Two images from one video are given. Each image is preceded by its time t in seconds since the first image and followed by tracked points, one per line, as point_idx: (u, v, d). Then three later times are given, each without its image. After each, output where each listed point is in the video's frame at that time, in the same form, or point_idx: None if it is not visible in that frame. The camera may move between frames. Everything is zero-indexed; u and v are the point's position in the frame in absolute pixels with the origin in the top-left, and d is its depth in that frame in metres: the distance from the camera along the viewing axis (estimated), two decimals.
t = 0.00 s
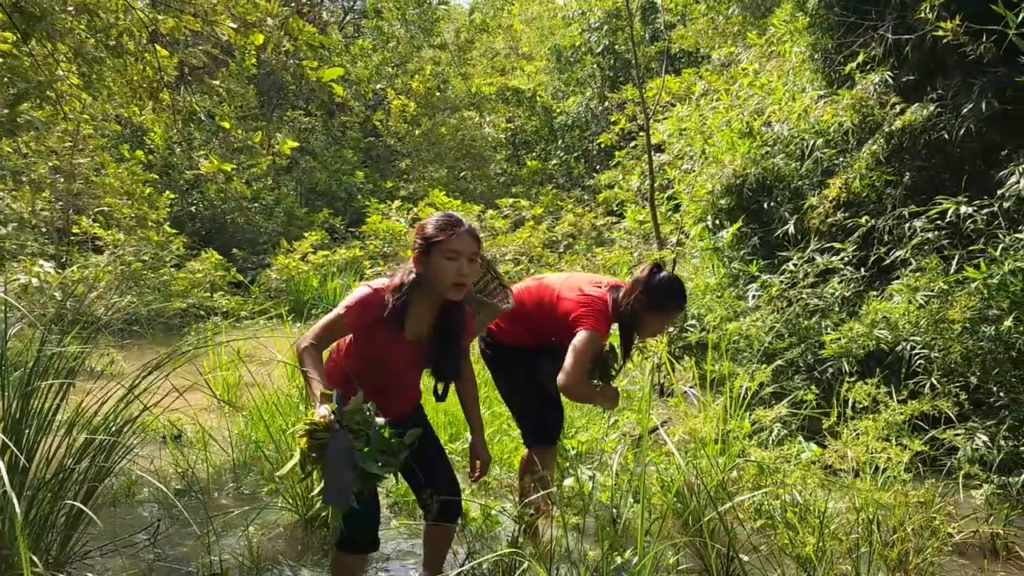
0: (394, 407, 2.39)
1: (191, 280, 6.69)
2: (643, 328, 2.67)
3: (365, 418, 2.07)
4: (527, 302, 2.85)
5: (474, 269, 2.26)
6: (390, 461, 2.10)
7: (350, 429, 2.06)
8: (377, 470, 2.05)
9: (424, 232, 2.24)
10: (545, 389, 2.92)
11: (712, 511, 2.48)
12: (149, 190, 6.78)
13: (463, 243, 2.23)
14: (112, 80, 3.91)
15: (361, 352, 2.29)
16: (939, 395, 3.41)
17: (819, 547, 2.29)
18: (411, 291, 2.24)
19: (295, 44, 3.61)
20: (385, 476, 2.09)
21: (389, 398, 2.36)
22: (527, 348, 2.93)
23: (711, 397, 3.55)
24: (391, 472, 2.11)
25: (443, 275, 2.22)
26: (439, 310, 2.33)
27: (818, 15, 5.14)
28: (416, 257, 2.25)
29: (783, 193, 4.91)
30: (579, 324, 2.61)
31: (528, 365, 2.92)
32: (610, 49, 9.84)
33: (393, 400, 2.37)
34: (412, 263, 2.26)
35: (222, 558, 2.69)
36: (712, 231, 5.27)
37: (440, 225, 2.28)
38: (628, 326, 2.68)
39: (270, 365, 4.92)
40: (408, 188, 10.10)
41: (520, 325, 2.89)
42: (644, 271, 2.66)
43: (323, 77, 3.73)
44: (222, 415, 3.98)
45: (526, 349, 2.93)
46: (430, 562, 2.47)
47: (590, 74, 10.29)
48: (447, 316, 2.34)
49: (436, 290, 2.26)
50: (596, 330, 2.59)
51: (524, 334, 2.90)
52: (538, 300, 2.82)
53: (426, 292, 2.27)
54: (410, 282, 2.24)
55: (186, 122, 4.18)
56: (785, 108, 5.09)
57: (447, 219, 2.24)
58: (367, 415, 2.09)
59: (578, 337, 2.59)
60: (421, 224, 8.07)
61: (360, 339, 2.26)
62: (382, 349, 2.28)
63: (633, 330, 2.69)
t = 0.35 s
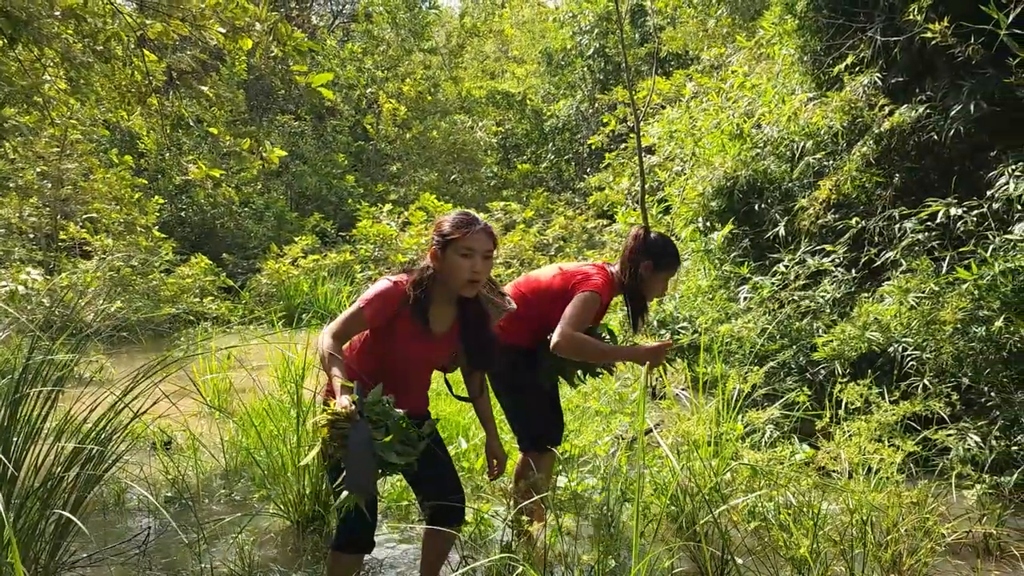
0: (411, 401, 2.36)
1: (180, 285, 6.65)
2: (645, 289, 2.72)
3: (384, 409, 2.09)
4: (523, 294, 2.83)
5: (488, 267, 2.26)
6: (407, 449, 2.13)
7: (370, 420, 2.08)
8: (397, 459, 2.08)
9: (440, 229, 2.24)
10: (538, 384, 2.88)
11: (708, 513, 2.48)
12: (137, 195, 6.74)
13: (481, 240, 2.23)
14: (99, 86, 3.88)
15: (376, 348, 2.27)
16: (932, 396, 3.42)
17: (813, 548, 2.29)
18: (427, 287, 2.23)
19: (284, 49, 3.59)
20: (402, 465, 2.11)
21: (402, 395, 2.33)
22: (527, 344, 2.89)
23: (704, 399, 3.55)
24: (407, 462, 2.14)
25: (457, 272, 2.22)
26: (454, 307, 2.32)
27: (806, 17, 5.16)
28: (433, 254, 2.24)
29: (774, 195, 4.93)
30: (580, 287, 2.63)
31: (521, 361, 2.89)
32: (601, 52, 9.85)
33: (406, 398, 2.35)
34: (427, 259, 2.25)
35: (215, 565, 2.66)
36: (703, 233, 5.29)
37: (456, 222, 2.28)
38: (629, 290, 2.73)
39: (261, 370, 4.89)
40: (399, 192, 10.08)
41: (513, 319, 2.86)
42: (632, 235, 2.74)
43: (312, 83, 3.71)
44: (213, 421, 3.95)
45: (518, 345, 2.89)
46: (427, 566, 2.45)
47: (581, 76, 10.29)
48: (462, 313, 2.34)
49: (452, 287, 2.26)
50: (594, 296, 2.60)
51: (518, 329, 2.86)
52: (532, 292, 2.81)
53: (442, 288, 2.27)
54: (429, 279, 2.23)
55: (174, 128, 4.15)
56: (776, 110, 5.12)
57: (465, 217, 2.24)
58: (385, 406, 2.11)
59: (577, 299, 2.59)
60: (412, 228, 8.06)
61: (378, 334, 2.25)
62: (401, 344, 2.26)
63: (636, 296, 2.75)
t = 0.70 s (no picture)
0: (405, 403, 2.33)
1: (173, 290, 6.62)
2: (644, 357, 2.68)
3: (370, 409, 2.10)
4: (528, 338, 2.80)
5: (460, 258, 2.21)
6: (397, 450, 2.14)
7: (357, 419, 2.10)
8: (385, 460, 2.09)
9: (410, 225, 2.23)
10: (538, 411, 2.85)
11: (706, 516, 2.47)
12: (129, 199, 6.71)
13: (450, 231, 2.19)
14: (89, 90, 3.85)
15: (363, 350, 2.27)
16: (927, 396, 3.42)
17: (810, 549, 2.28)
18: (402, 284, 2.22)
19: (276, 53, 3.58)
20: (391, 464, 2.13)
21: (394, 398, 2.31)
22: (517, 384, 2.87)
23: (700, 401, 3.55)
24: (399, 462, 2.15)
25: (427, 265, 2.19)
26: (435, 302, 2.28)
27: (799, 18, 5.17)
28: (406, 251, 2.23)
29: (768, 196, 4.94)
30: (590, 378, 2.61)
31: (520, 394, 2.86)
32: (594, 55, 9.86)
33: (401, 399, 2.33)
34: (403, 257, 2.25)
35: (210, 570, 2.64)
36: (697, 236, 5.31)
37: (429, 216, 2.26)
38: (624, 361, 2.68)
39: (254, 375, 4.88)
40: (392, 196, 10.06)
41: (515, 356, 2.83)
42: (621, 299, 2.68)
43: (305, 89, 3.70)
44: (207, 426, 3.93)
45: (517, 379, 2.86)
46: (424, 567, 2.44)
47: (574, 79, 10.30)
48: (445, 308, 2.30)
49: (427, 282, 2.23)
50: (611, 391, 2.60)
51: (521, 365, 2.84)
52: (539, 337, 2.79)
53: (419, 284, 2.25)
54: (404, 276, 2.21)
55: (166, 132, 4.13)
56: (769, 112, 5.13)
57: (433, 209, 2.21)
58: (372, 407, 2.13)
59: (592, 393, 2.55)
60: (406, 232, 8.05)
61: (362, 336, 2.25)
62: (385, 345, 2.24)
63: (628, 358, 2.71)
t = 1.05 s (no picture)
0: (397, 410, 2.29)
1: (167, 295, 6.59)
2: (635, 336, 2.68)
3: (352, 412, 2.05)
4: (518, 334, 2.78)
5: (442, 257, 2.20)
6: (380, 453, 2.07)
7: (340, 421, 2.05)
8: (365, 464, 2.02)
9: (392, 226, 2.22)
10: (537, 417, 2.82)
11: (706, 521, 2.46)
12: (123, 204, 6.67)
13: (429, 231, 2.17)
14: (84, 95, 3.84)
15: (350, 355, 2.27)
16: (924, 398, 3.42)
17: (810, 552, 2.28)
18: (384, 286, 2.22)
19: (270, 57, 3.58)
20: (377, 467, 2.07)
21: (384, 407, 2.28)
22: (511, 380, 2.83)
23: (697, 403, 3.55)
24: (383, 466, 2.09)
25: (408, 265, 2.18)
26: (420, 303, 2.26)
27: (793, 21, 5.17)
28: (387, 253, 2.23)
29: (763, 199, 4.95)
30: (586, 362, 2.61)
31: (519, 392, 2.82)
32: (589, 58, 9.88)
33: (390, 406, 2.28)
34: (386, 260, 2.25)
35: None
36: (694, 240, 5.37)
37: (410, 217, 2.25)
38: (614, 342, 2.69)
39: (250, 380, 4.86)
40: (387, 199, 10.06)
41: (510, 352, 2.81)
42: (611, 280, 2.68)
43: (300, 93, 3.69)
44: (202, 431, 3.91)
45: (516, 376, 2.82)
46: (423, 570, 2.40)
47: (569, 82, 10.32)
48: (431, 310, 2.27)
49: (409, 282, 2.22)
50: (602, 372, 2.60)
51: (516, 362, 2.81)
52: (529, 330, 2.77)
53: (402, 286, 2.24)
54: (385, 279, 2.21)
55: (161, 137, 4.12)
56: (764, 114, 5.16)
57: (412, 209, 2.20)
58: (355, 409, 2.08)
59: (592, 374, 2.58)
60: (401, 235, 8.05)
61: (349, 341, 2.25)
62: (370, 350, 2.23)
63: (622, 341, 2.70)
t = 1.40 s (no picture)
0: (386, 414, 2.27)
1: (160, 299, 6.57)
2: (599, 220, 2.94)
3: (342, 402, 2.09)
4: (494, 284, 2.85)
5: (428, 260, 2.17)
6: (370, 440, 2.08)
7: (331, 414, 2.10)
8: (355, 449, 2.04)
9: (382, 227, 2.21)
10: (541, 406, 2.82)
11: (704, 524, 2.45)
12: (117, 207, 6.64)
13: (411, 233, 2.14)
14: (77, 98, 3.82)
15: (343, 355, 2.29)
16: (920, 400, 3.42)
17: (808, 554, 2.28)
18: (370, 285, 2.22)
19: (264, 60, 3.56)
20: (367, 455, 2.07)
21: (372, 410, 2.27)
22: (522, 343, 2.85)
23: (694, 405, 3.54)
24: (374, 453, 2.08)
25: (392, 266, 2.16)
26: (406, 307, 2.22)
27: (787, 23, 5.18)
28: (376, 253, 2.21)
29: (758, 201, 4.96)
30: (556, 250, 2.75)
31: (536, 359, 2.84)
32: (584, 61, 9.89)
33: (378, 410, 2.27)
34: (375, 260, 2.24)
35: None
36: (688, 241, 5.38)
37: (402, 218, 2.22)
38: (583, 229, 2.93)
39: (244, 384, 4.84)
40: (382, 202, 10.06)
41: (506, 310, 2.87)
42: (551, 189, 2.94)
43: (294, 96, 3.67)
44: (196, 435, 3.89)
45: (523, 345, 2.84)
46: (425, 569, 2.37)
47: (563, 85, 10.32)
48: (418, 314, 2.22)
49: (395, 282, 2.20)
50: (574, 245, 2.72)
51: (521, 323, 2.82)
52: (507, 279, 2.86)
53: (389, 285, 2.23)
54: (371, 280, 2.21)
55: (155, 140, 4.10)
56: (758, 116, 5.18)
57: (401, 211, 2.17)
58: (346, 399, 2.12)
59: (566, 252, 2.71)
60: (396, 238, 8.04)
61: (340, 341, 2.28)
62: (356, 351, 2.24)
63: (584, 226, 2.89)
